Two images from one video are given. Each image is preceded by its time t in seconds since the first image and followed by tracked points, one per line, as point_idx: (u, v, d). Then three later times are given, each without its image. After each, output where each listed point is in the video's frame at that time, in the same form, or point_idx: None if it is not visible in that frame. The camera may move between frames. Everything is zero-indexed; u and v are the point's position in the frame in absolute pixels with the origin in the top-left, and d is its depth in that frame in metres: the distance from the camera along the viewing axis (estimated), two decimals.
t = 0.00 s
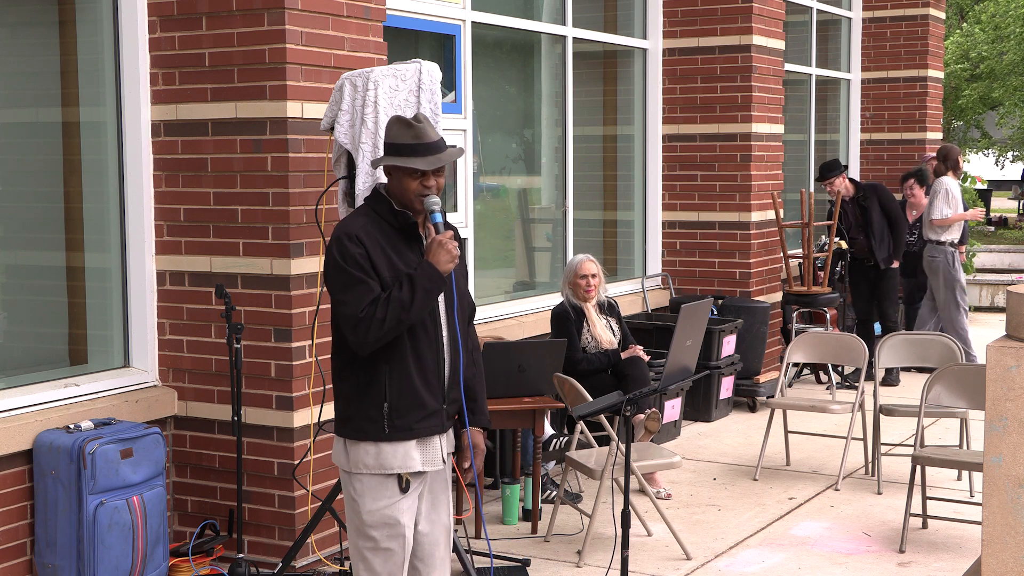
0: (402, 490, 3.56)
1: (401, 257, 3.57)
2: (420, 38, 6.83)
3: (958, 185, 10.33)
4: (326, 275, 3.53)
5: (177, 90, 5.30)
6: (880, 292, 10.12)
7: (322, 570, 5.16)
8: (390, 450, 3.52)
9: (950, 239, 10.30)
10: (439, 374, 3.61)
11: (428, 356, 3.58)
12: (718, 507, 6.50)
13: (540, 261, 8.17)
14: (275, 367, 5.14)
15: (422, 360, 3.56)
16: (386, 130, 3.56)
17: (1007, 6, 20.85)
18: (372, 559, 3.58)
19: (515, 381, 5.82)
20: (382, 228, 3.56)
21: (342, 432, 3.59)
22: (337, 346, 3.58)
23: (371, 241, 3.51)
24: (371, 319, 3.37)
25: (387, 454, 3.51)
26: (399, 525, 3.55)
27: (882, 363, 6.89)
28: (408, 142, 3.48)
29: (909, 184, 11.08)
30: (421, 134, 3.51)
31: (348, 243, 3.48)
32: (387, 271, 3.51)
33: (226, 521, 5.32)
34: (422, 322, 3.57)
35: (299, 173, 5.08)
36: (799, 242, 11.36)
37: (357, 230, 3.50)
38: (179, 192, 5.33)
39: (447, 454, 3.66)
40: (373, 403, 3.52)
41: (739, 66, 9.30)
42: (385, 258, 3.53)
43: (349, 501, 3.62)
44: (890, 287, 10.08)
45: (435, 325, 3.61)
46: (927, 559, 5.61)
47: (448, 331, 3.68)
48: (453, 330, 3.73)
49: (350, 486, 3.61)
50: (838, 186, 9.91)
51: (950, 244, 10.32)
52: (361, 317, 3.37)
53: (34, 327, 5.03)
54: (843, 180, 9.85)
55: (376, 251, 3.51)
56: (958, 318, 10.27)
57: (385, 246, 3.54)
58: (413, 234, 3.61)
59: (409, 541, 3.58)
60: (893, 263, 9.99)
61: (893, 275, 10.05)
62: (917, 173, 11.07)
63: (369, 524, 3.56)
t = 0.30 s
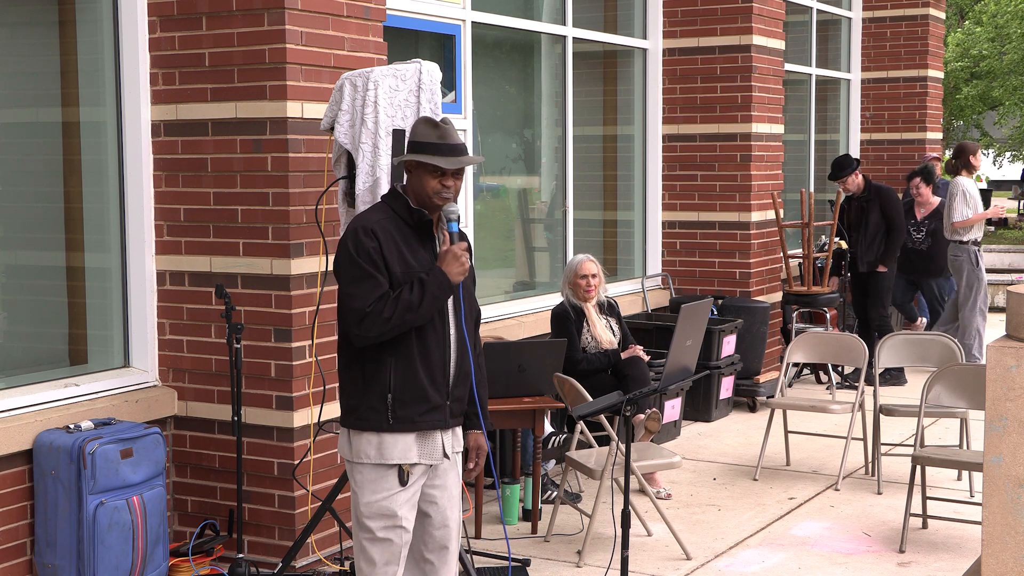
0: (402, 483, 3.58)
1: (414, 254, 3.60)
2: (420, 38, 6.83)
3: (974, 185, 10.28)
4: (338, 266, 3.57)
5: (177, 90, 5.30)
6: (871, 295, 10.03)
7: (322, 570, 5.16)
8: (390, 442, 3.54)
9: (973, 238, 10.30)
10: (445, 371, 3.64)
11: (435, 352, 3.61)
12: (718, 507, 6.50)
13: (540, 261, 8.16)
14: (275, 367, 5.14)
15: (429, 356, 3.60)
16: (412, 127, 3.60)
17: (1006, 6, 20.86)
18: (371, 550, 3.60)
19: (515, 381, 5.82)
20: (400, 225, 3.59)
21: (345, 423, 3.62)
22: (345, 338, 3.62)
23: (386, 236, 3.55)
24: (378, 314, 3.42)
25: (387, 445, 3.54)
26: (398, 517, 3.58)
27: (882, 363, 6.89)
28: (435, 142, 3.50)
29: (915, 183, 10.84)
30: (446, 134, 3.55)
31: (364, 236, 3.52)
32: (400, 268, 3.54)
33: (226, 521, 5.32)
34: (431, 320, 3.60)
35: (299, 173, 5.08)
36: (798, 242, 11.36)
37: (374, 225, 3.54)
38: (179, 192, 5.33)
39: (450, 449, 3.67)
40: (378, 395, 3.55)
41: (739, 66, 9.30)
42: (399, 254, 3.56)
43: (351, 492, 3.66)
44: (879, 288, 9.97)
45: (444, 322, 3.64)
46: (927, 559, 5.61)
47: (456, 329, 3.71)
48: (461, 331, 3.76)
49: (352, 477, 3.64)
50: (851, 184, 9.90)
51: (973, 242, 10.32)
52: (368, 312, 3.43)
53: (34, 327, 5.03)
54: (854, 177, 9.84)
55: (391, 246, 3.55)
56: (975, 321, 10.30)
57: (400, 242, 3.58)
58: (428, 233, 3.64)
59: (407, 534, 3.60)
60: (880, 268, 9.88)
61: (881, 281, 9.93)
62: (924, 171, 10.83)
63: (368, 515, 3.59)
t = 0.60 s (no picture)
0: (403, 476, 3.62)
1: (416, 251, 3.67)
2: (420, 38, 6.84)
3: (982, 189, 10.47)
4: (340, 259, 3.63)
5: (177, 90, 5.30)
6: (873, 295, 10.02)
7: (322, 570, 5.16)
8: (391, 434, 3.58)
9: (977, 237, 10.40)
10: (443, 368, 3.69)
11: (433, 349, 3.67)
12: (718, 508, 6.50)
13: (540, 261, 8.16)
14: (275, 367, 5.14)
15: (430, 353, 3.65)
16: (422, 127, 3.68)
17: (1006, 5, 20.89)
18: (371, 543, 3.63)
19: (515, 381, 5.81)
20: (404, 222, 3.67)
21: (342, 415, 3.63)
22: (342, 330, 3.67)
23: (391, 231, 3.61)
24: (378, 309, 3.49)
25: (389, 437, 3.57)
26: (398, 510, 3.61)
27: (882, 364, 6.89)
28: (445, 141, 3.58)
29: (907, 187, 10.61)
30: (456, 135, 3.64)
31: (369, 230, 3.58)
32: (401, 264, 3.62)
33: (226, 521, 5.32)
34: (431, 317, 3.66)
35: (299, 173, 5.08)
36: (798, 242, 11.35)
37: (380, 219, 3.61)
38: (179, 192, 5.33)
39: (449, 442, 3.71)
40: (375, 388, 3.58)
41: (739, 66, 9.30)
42: (402, 251, 3.64)
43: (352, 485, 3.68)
44: (887, 291, 9.91)
45: (444, 320, 3.70)
46: (927, 559, 5.61)
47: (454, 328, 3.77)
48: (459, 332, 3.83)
49: (353, 470, 3.67)
50: (860, 179, 9.91)
51: (985, 243, 10.40)
52: (368, 306, 3.50)
53: (34, 327, 5.03)
54: (864, 174, 9.86)
55: (394, 242, 3.62)
56: (977, 321, 10.32)
57: (405, 239, 3.65)
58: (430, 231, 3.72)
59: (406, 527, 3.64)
60: (875, 269, 9.89)
61: (879, 281, 9.91)
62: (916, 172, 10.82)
63: (369, 508, 3.62)
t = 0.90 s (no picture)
0: (398, 480, 3.64)
1: (407, 252, 3.67)
2: (420, 38, 6.83)
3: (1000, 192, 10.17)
4: (332, 264, 3.60)
5: (177, 90, 5.30)
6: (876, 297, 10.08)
7: (322, 570, 5.17)
8: (388, 439, 3.60)
9: (983, 237, 10.16)
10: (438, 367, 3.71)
11: (428, 348, 3.68)
12: (718, 507, 6.50)
13: (540, 261, 8.17)
14: (275, 367, 5.14)
15: (425, 353, 3.66)
16: (400, 126, 3.70)
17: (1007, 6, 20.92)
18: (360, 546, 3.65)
19: (515, 380, 5.81)
20: (392, 222, 3.66)
21: (337, 420, 3.63)
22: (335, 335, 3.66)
23: (382, 233, 3.60)
24: (377, 312, 3.49)
25: (387, 442, 3.59)
26: (392, 514, 3.64)
27: (882, 364, 6.89)
28: (424, 135, 3.62)
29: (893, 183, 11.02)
30: (434, 130, 3.67)
31: (360, 234, 3.56)
32: (394, 265, 3.61)
33: (226, 521, 5.32)
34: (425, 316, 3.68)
35: (299, 173, 5.08)
36: (798, 242, 11.36)
37: (369, 222, 3.59)
38: (179, 192, 5.33)
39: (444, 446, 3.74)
40: (374, 392, 3.58)
41: (739, 66, 9.29)
42: (393, 252, 3.63)
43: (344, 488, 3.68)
44: (887, 291, 9.97)
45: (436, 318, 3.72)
46: (927, 559, 5.61)
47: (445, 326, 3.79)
48: (448, 330, 3.85)
49: (347, 473, 3.66)
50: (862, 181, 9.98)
51: (995, 244, 10.08)
52: (367, 310, 3.49)
53: (34, 327, 5.03)
54: (865, 175, 9.95)
55: (386, 243, 3.61)
56: (981, 321, 10.21)
57: (395, 240, 3.64)
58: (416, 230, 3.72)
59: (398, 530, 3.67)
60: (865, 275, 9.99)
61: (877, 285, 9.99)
62: (896, 169, 11.16)
63: (362, 513, 3.63)
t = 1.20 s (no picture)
0: (375, 491, 3.60)
1: (375, 260, 3.59)
2: (420, 38, 6.83)
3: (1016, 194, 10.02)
4: (297, 273, 3.50)
5: (177, 90, 5.30)
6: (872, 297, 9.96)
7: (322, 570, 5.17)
8: (363, 450, 3.54)
9: (990, 235, 10.15)
10: (405, 376, 3.66)
11: (396, 358, 3.63)
12: (718, 508, 6.50)
13: (540, 261, 8.17)
14: (275, 367, 5.14)
15: (393, 361, 3.62)
16: (367, 129, 3.59)
17: (1007, 7, 20.94)
18: (343, 561, 3.59)
19: (516, 380, 5.81)
20: (360, 230, 3.56)
21: (306, 433, 3.56)
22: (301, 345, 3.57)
23: (350, 242, 3.51)
24: (345, 325, 3.41)
25: (362, 453, 3.54)
26: (372, 526, 3.59)
27: (882, 364, 6.90)
28: (393, 140, 3.52)
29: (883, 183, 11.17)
30: (403, 134, 3.58)
31: (328, 244, 3.46)
32: (362, 274, 3.52)
33: (226, 521, 5.32)
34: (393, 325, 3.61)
35: (299, 173, 5.07)
36: (798, 242, 11.35)
37: (337, 231, 3.49)
38: (179, 192, 5.33)
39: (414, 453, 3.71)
40: (342, 405, 3.52)
41: (739, 66, 9.29)
42: (361, 260, 3.54)
43: (321, 504, 3.61)
44: (880, 291, 9.89)
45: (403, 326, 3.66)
46: (927, 559, 5.60)
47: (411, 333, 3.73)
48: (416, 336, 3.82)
49: (321, 488, 3.59)
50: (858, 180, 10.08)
51: (1001, 243, 10.09)
52: (335, 323, 3.41)
53: (35, 326, 5.03)
54: (862, 174, 10.01)
55: (354, 252, 3.51)
56: (986, 318, 10.28)
57: (363, 248, 3.55)
58: (384, 236, 3.64)
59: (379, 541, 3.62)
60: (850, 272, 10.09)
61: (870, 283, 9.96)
62: (886, 171, 11.35)
63: (342, 527, 3.57)
